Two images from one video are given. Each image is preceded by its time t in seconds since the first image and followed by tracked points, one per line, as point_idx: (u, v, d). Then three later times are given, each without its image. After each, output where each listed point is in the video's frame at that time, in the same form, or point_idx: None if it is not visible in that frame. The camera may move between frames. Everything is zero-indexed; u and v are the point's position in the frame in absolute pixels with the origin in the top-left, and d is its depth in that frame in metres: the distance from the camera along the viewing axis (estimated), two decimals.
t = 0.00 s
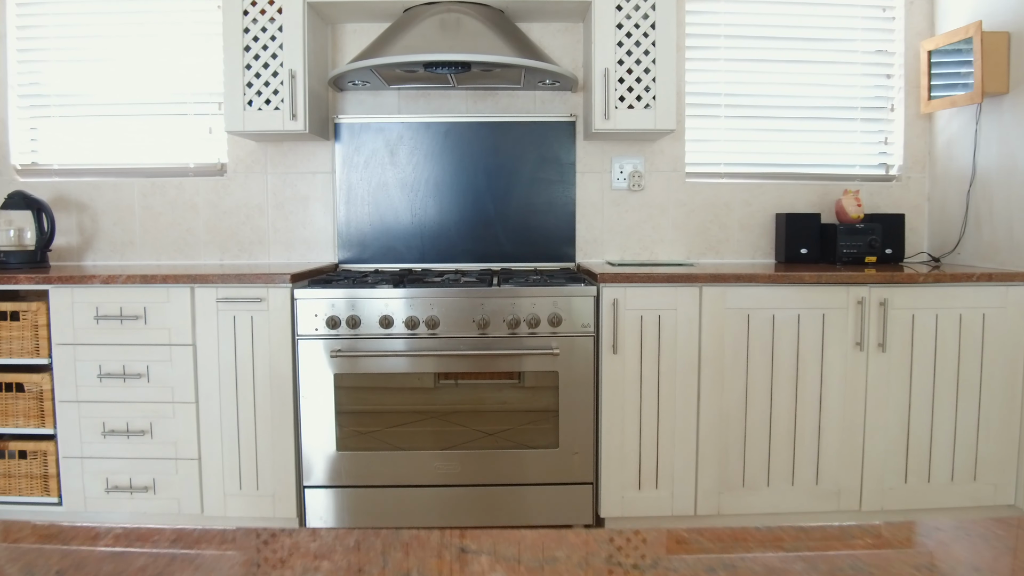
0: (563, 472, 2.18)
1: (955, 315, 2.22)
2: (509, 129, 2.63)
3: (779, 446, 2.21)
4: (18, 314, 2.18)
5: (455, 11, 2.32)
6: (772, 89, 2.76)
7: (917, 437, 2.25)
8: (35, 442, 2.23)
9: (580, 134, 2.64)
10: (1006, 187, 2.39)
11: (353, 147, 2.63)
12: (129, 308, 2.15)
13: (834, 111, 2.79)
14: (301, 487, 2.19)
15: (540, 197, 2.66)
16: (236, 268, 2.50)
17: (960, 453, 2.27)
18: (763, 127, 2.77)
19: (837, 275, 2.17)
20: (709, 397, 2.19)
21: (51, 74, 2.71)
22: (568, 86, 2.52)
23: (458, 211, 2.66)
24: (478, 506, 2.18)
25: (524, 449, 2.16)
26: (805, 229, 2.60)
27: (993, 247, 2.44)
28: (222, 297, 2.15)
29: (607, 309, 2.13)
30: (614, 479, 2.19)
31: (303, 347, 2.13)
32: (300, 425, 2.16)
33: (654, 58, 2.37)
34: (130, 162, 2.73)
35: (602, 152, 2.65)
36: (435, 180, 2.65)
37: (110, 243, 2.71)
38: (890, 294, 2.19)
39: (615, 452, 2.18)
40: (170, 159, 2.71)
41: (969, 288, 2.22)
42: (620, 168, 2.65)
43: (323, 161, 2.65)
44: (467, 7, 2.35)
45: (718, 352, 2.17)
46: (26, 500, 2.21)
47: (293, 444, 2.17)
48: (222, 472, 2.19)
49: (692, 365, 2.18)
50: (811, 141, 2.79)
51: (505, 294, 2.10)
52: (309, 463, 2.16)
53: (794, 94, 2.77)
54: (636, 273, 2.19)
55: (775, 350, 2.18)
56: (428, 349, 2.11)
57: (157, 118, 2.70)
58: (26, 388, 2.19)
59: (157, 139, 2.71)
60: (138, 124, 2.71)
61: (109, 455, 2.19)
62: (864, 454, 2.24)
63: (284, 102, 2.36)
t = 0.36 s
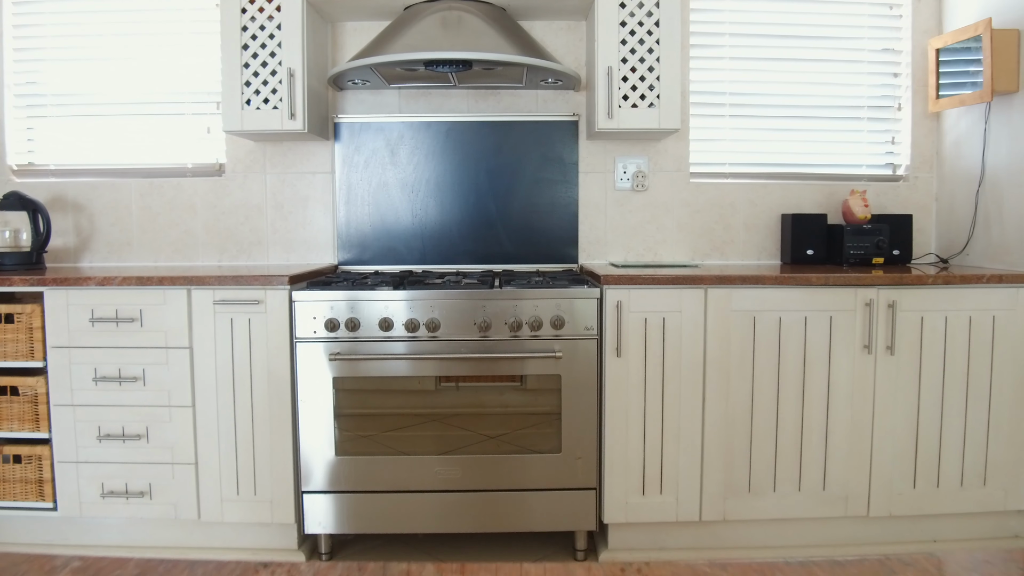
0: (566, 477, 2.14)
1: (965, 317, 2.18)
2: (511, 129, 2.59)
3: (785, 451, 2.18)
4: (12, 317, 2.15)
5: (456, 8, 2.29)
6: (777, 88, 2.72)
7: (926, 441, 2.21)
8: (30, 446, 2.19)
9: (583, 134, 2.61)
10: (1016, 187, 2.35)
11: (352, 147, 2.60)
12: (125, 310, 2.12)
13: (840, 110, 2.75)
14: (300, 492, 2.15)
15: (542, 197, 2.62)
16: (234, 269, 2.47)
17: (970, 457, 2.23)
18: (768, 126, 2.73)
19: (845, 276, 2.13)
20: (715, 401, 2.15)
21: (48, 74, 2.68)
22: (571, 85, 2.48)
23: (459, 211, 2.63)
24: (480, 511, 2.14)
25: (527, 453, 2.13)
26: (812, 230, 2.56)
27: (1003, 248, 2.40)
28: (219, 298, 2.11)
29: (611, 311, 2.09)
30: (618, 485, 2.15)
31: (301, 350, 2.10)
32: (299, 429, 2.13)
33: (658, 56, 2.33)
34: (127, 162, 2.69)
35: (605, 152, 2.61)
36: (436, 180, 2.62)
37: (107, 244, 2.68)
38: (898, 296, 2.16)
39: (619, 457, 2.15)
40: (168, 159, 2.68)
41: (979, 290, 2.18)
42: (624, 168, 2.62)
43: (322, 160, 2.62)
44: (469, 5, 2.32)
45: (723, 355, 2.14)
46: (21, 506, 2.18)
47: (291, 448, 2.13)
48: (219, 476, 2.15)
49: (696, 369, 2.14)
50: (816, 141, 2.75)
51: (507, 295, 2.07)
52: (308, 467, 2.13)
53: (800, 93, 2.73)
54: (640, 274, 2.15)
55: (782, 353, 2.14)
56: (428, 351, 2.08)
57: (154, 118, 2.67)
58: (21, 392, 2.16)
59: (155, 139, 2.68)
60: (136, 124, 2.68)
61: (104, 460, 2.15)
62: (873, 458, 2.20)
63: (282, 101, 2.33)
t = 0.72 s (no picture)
0: (569, 482, 2.11)
1: (974, 319, 2.15)
2: (513, 128, 2.56)
3: (792, 455, 2.14)
4: (8, 319, 2.12)
5: (458, 7, 2.26)
6: (783, 87, 2.69)
7: (935, 445, 2.17)
8: (26, 450, 2.17)
9: (586, 133, 2.58)
10: None
11: (353, 147, 2.57)
12: (122, 313, 2.09)
13: (846, 109, 2.72)
14: (299, 497, 2.12)
15: (545, 197, 2.59)
16: (233, 270, 2.44)
17: (980, 462, 2.19)
18: (773, 126, 2.70)
19: (853, 278, 2.10)
20: (720, 405, 2.11)
21: (45, 73, 2.65)
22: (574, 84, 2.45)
23: (461, 212, 2.60)
24: (482, 517, 2.11)
25: (529, 458, 2.10)
26: (818, 230, 2.52)
27: (1012, 249, 2.37)
28: (218, 301, 2.08)
29: (615, 313, 2.06)
30: (622, 490, 2.12)
31: (300, 353, 2.06)
32: (298, 433, 2.10)
33: (662, 55, 2.30)
34: (125, 162, 2.66)
35: (609, 152, 2.58)
36: (437, 180, 2.59)
37: (104, 245, 2.65)
38: (907, 298, 2.12)
39: (623, 461, 2.11)
40: (166, 160, 2.66)
41: (989, 292, 2.14)
42: (628, 168, 2.58)
43: (322, 161, 2.59)
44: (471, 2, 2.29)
45: (729, 358, 2.10)
46: (16, 510, 2.15)
47: (290, 453, 2.10)
48: (217, 481, 2.12)
49: (702, 372, 2.11)
50: (822, 141, 2.72)
51: (509, 297, 2.03)
52: (307, 472, 2.10)
53: (806, 92, 2.70)
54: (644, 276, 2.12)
55: (789, 356, 2.11)
56: (429, 354, 2.05)
57: (152, 118, 2.64)
58: (16, 395, 2.13)
59: (153, 139, 2.65)
60: (134, 123, 2.65)
61: (101, 464, 2.12)
62: (881, 463, 2.17)
63: (282, 101, 2.30)
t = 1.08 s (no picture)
0: (572, 485, 2.08)
1: (983, 320, 2.12)
2: (516, 128, 2.54)
3: (798, 457, 2.12)
4: (7, 320, 2.11)
5: (461, 5, 2.24)
6: (788, 86, 2.67)
7: (943, 447, 2.15)
8: (25, 451, 2.15)
9: (589, 133, 2.56)
10: None
11: (355, 147, 2.55)
12: (121, 313, 2.07)
13: (852, 109, 2.69)
14: (300, 499, 2.10)
15: (548, 197, 2.57)
16: (234, 271, 2.42)
17: (988, 464, 2.16)
18: (778, 125, 2.68)
19: (860, 278, 2.07)
20: (725, 406, 2.09)
21: (45, 72, 2.64)
22: (577, 83, 2.43)
23: (464, 212, 2.58)
24: (484, 519, 2.09)
25: (532, 460, 2.08)
26: (824, 231, 2.50)
27: (1020, 249, 2.34)
28: (218, 301, 2.07)
29: (619, 314, 2.04)
30: (626, 492, 2.10)
31: (302, 354, 2.05)
32: (299, 435, 2.08)
33: (667, 53, 2.28)
34: (125, 162, 2.65)
35: (613, 151, 2.56)
36: (440, 180, 2.57)
37: (104, 245, 2.63)
38: (915, 298, 2.10)
39: (627, 464, 2.09)
40: (167, 160, 2.64)
41: (998, 292, 2.12)
42: (632, 168, 2.56)
43: (324, 161, 2.57)
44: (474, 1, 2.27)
45: (735, 359, 2.08)
46: (15, 513, 2.13)
47: (291, 455, 2.08)
48: (217, 483, 2.10)
49: (707, 373, 2.08)
50: (828, 140, 2.70)
51: (512, 298, 2.01)
52: (308, 474, 2.08)
53: (811, 91, 2.67)
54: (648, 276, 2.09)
55: (795, 357, 2.09)
56: (432, 355, 2.03)
57: (153, 117, 2.63)
58: (15, 396, 2.11)
59: (153, 139, 2.64)
60: (134, 123, 2.64)
61: (100, 466, 2.10)
62: (888, 465, 2.14)
63: (283, 99, 2.28)
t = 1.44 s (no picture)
0: (574, 487, 2.07)
1: (987, 321, 2.10)
2: (517, 128, 2.53)
3: (801, 459, 2.10)
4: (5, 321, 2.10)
5: (462, 5, 2.23)
6: (790, 86, 2.65)
7: (947, 449, 2.13)
8: (23, 453, 2.14)
9: (591, 133, 2.55)
10: None
11: (355, 147, 2.54)
12: (120, 314, 2.06)
13: (855, 109, 2.68)
14: (300, 501, 2.09)
15: (549, 197, 2.55)
16: (234, 272, 2.41)
17: (992, 466, 2.15)
18: (780, 125, 2.66)
19: (863, 279, 2.06)
20: (728, 408, 2.08)
21: (44, 72, 2.63)
22: (579, 83, 2.42)
23: (464, 213, 2.57)
24: (485, 522, 2.07)
25: (533, 462, 2.06)
26: (827, 231, 2.49)
27: None
28: (217, 302, 2.06)
29: (621, 314, 2.02)
30: (628, 495, 2.09)
31: (301, 355, 2.03)
32: (299, 437, 2.06)
33: (669, 52, 2.27)
34: (125, 162, 2.64)
35: (614, 152, 2.55)
36: (440, 180, 2.55)
37: (103, 245, 2.62)
38: (918, 299, 2.08)
39: (629, 465, 2.08)
40: (167, 160, 2.63)
41: (1002, 293, 2.10)
42: (633, 168, 2.55)
43: (324, 161, 2.56)
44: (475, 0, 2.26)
45: (737, 360, 2.07)
46: (14, 515, 2.12)
47: (291, 456, 2.07)
48: (217, 485, 2.09)
49: (709, 374, 2.07)
50: (830, 140, 2.68)
51: (513, 298, 2.00)
52: (307, 476, 2.06)
53: (813, 91, 2.66)
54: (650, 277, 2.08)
55: (798, 358, 2.07)
56: (432, 357, 2.01)
57: (153, 118, 2.62)
58: (14, 398, 2.11)
59: (153, 139, 2.63)
60: (134, 123, 2.63)
61: (99, 468, 2.09)
62: (891, 467, 2.12)
63: (283, 99, 2.27)
